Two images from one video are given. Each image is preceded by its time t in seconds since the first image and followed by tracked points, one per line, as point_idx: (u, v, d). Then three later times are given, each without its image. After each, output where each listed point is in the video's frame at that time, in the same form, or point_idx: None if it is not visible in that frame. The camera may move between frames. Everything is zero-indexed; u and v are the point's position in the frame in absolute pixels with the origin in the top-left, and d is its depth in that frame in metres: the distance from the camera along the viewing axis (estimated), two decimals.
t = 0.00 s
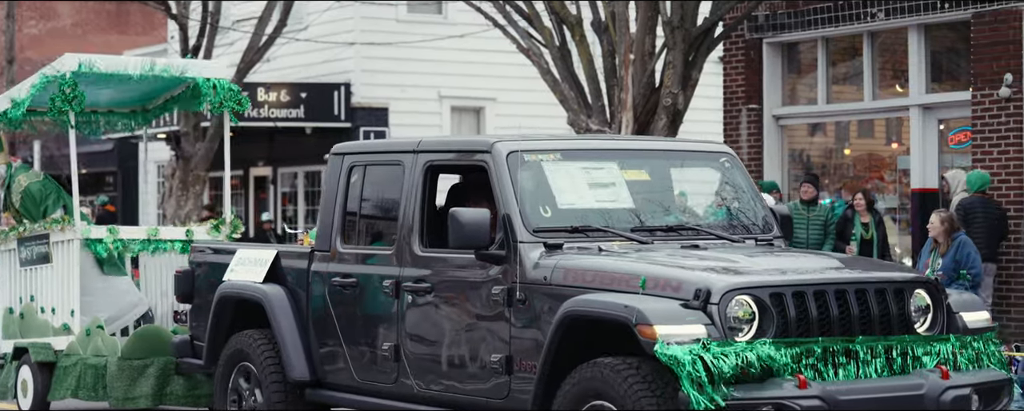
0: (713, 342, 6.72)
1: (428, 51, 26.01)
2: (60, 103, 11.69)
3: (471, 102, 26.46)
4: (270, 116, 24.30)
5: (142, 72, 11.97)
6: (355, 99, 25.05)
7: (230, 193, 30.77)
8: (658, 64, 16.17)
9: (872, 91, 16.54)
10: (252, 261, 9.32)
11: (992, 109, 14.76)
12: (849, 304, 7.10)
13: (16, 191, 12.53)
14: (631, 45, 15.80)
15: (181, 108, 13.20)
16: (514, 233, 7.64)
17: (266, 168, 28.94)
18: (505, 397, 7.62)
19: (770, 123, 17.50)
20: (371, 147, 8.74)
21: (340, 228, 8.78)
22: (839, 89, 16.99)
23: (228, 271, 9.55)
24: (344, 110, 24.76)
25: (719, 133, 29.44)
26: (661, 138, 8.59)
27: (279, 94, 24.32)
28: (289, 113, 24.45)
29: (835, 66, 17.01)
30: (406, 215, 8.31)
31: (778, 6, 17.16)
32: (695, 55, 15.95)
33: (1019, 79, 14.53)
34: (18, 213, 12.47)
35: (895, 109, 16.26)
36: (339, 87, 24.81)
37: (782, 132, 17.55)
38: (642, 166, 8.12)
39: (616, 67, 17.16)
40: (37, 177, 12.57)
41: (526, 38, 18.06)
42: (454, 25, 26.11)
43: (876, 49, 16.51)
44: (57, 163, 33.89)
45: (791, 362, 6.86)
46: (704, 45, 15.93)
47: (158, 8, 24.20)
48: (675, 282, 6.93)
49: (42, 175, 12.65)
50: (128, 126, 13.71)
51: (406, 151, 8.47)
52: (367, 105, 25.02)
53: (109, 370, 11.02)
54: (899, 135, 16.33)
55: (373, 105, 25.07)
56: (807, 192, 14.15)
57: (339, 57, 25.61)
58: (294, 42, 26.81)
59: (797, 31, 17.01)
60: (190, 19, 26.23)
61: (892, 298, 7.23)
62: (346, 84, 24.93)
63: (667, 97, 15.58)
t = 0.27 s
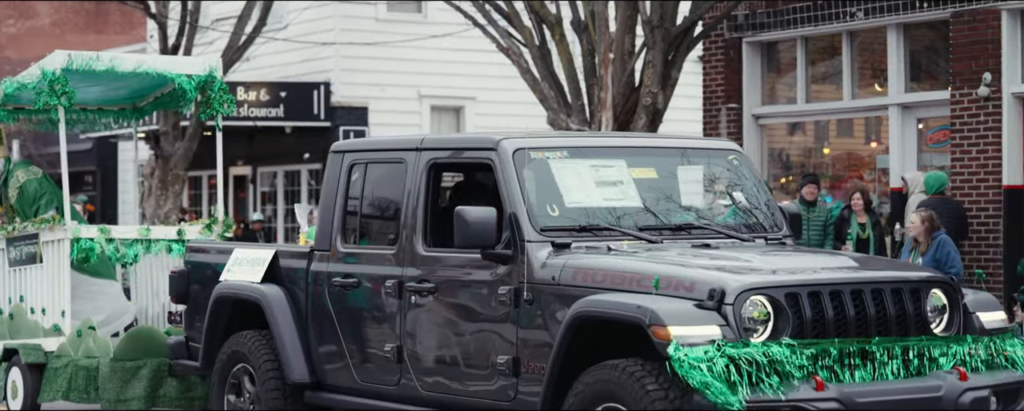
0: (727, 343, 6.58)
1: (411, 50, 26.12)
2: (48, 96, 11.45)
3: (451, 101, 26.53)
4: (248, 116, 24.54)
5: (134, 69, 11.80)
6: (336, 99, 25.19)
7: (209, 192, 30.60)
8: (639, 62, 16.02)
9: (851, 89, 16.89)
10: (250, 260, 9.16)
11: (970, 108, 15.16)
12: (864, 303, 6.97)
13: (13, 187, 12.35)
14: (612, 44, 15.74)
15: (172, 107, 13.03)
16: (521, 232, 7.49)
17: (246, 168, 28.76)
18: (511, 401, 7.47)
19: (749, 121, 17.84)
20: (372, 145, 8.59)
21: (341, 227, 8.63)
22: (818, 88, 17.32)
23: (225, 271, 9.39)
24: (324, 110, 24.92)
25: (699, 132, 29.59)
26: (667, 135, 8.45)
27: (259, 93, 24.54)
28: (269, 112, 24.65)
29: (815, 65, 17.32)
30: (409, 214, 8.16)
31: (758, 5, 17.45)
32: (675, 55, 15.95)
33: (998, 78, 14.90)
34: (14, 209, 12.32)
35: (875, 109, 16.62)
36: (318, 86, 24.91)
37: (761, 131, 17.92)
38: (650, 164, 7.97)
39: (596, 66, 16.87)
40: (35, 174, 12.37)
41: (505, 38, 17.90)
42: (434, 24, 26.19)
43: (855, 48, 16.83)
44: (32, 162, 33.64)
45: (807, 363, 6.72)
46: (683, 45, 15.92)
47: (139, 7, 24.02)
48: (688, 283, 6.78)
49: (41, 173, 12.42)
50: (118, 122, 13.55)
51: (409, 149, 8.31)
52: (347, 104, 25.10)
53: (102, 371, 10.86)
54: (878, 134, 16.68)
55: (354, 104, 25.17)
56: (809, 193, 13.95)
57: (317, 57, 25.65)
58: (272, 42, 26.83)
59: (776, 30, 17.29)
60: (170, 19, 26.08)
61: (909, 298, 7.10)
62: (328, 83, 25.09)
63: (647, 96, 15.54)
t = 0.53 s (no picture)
0: (742, 345, 6.43)
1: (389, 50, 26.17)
2: (32, 94, 11.33)
3: (428, 101, 26.55)
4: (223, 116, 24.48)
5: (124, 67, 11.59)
6: (314, 98, 25.28)
7: (185, 192, 30.39)
8: (615, 62, 15.84)
9: (827, 90, 17.03)
10: (246, 261, 9.00)
11: (947, 109, 15.28)
12: (880, 303, 6.83)
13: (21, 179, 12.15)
14: (589, 45, 15.49)
15: (160, 104, 12.89)
16: (527, 232, 7.34)
17: (223, 167, 28.59)
18: (517, 404, 7.32)
19: (725, 122, 17.90)
20: (372, 143, 8.44)
21: (339, 227, 8.47)
22: (795, 88, 17.46)
23: (220, 271, 9.22)
24: (301, 109, 24.94)
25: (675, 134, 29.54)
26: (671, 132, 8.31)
27: (235, 93, 24.42)
28: (245, 112, 24.55)
29: (791, 65, 17.44)
30: (410, 212, 8.00)
31: (735, 6, 17.53)
32: (652, 55, 15.77)
33: (975, 78, 15.05)
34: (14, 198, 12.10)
35: (852, 109, 16.76)
36: (296, 86, 24.93)
37: (736, 130, 17.97)
38: (656, 162, 7.83)
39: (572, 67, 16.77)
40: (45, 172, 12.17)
41: (482, 38, 17.78)
42: (410, 24, 26.21)
43: (832, 49, 16.93)
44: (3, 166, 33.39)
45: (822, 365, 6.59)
46: (660, 44, 15.72)
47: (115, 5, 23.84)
48: (701, 283, 6.63)
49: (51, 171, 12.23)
50: (106, 121, 13.37)
51: (410, 147, 8.16)
52: (324, 104, 25.13)
53: (91, 373, 10.69)
54: (854, 134, 16.82)
55: (331, 104, 25.21)
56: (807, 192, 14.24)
57: (294, 57, 25.78)
58: (249, 42, 26.89)
59: (754, 30, 17.37)
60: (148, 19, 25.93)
61: (924, 299, 6.96)
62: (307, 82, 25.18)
63: (625, 97, 15.42)
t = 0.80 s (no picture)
0: (763, 348, 6.28)
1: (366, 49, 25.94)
2: (26, 90, 11.16)
3: (409, 100, 26.39)
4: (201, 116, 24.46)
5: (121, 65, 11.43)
6: (293, 98, 25.02)
7: (166, 192, 30.19)
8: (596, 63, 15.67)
9: (809, 90, 16.78)
10: (247, 261, 8.83)
11: (926, 109, 15.08)
12: (902, 305, 6.69)
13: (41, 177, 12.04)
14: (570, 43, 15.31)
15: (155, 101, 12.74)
16: (539, 232, 7.18)
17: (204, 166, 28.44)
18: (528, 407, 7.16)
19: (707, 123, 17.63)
20: (377, 141, 8.29)
21: (344, 226, 8.32)
22: (776, 89, 17.18)
23: (219, 272, 9.06)
24: (282, 109, 24.80)
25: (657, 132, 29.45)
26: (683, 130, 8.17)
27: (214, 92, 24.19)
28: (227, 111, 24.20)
29: (772, 65, 17.17)
30: (418, 212, 7.84)
31: (716, 5, 17.31)
32: (633, 55, 15.65)
33: (956, 78, 14.85)
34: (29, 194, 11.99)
35: (832, 109, 16.53)
36: (277, 86, 24.80)
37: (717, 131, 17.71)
38: (668, 161, 7.68)
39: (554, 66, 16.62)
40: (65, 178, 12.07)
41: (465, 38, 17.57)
42: (392, 24, 26.02)
43: (812, 49, 16.69)
44: None
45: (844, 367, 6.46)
46: (641, 45, 15.62)
47: (96, 5, 23.63)
48: (721, 284, 6.46)
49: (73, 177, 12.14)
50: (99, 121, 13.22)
51: (417, 145, 8.00)
52: (306, 103, 24.95)
53: (87, 375, 10.54)
54: (836, 135, 16.60)
55: (312, 104, 25.03)
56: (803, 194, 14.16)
57: (274, 55, 25.61)
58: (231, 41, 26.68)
59: (735, 31, 17.12)
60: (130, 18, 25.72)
61: (946, 300, 6.82)
62: (285, 82, 25.00)
63: (605, 96, 15.26)
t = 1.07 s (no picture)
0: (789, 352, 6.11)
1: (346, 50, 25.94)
2: (23, 89, 10.96)
3: (390, 101, 26.45)
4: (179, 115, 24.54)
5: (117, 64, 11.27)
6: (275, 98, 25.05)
7: (145, 193, 29.99)
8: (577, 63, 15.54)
9: (790, 91, 16.70)
10: (249, 262, 8.66)
11: (907, 110, 15.08)
12: (928, 307, 6.52)
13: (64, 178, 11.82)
14: (551, 45, 15.15)
15: (151, 100, 12.57)
16: (554, 232, 7.02)
17: (184, 167, 28.28)
18: None
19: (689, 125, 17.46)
20: (384, 139, 8.13)
21: (350, 227, 8.16)
22: (758, 89, 17.07)
23: (221, 273, 8.89)
24: (262, 110, 24.72)
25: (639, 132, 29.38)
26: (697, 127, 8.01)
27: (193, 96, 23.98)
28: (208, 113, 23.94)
29: (754, 66, 17.06)
30: (428, 212, 7.68)
31: (697, 6, 17.15)
32: (614, 56, 15.50)
33: (935, 79, 14.86)
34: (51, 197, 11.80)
35: (813, 110, 16.45)
36: (257, 86, 24.64)
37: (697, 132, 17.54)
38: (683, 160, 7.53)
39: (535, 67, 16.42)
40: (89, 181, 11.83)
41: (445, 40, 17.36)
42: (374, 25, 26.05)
43: (793, 50, 16.60)
44: None
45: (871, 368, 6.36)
46: (623, 45, 15.48)
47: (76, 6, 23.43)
48: (745, 286, 6.29)
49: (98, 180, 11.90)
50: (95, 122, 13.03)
51: (427, 143, 7.84)
52: (287, 104, 24.87)
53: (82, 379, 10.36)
54: (818, 135, 16.51)
55: (293, 105, 24.95)
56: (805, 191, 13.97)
57: (255, 57, 25.54)
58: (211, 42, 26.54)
59: (715, 31, 17.00)
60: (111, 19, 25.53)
61: (974, 301, 6.66)
62: (266, 83, 24.80)
63: (586, 98, 15.17)
